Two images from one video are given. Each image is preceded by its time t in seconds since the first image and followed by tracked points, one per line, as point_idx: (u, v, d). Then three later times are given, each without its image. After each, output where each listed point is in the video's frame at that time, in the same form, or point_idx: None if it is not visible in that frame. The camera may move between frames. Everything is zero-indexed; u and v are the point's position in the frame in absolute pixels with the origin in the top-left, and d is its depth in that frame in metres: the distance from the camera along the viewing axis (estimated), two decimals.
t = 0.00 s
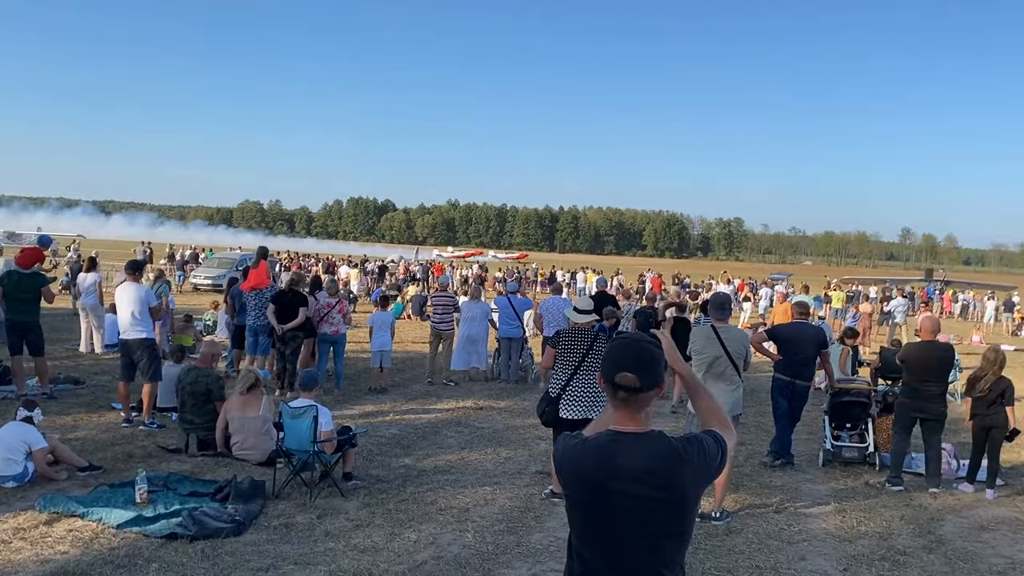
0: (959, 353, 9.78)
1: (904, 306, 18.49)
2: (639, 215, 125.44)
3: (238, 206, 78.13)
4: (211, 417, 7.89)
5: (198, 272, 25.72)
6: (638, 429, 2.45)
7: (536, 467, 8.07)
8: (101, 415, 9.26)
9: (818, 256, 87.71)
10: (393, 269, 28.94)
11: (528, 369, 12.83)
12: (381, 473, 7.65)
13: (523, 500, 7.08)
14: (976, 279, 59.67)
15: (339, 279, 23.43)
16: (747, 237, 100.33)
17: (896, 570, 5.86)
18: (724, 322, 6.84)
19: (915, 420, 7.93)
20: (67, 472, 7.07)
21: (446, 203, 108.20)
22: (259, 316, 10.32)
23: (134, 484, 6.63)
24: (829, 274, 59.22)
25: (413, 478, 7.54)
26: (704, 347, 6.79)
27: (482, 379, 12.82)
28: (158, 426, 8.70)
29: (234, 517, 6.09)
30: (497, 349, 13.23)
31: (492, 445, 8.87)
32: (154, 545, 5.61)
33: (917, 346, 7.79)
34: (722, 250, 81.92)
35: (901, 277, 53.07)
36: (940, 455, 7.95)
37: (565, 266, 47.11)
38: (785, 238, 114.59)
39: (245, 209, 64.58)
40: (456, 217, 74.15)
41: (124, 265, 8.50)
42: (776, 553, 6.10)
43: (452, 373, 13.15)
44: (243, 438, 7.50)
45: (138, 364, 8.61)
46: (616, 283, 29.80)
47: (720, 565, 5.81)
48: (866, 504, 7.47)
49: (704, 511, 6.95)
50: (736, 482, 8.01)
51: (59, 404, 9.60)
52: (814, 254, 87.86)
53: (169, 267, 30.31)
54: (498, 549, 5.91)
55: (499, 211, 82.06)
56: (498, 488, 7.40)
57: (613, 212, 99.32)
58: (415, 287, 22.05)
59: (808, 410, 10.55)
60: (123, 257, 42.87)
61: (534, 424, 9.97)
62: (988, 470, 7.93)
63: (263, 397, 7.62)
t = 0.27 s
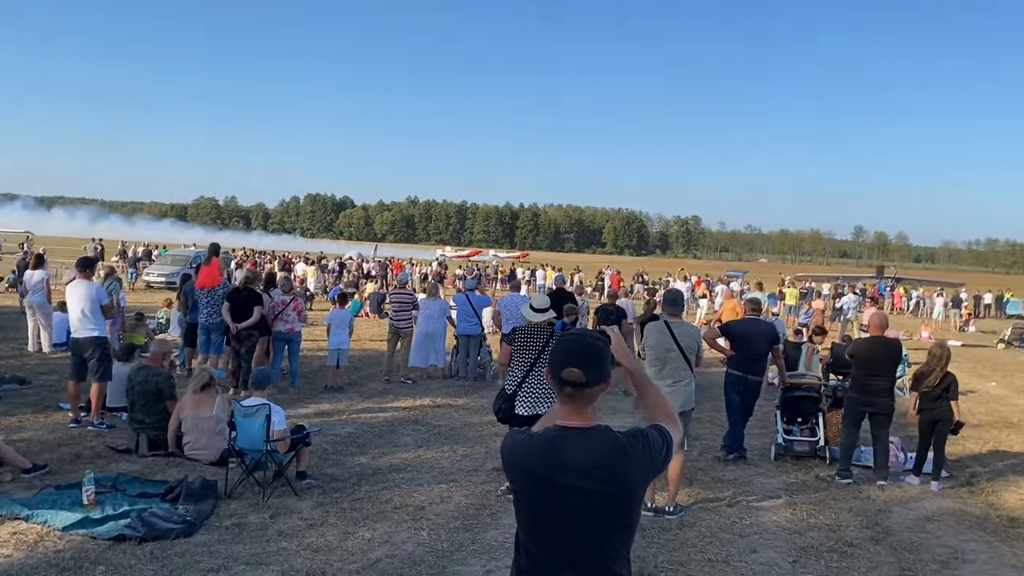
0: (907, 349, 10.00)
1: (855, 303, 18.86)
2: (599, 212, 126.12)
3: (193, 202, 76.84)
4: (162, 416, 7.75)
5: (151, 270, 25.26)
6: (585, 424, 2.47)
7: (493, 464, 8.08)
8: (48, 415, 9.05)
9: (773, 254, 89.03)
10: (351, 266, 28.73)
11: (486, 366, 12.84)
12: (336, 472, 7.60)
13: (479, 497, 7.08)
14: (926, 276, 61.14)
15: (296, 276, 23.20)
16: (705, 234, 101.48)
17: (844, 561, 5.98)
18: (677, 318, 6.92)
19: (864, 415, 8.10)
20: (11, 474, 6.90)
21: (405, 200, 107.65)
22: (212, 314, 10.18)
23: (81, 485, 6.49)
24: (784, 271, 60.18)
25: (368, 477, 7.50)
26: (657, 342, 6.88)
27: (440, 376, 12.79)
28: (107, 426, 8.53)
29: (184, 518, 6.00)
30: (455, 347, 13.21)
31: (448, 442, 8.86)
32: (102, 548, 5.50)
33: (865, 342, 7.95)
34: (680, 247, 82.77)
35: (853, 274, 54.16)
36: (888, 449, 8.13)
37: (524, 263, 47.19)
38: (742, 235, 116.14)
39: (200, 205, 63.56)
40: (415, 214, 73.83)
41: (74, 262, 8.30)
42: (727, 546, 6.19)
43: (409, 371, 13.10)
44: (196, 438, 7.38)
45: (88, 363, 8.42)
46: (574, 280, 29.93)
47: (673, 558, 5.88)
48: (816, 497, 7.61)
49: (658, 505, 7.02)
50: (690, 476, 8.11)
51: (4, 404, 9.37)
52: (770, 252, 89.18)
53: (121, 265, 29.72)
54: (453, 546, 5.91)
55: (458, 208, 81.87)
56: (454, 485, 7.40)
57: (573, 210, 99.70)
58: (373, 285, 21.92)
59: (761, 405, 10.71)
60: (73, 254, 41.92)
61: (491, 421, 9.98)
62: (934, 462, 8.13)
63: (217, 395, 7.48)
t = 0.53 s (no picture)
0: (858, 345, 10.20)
1: (810, 300, 19.19)
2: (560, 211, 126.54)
3: (148, 201, 75.49)
4: (114, 418, 7.60)
5: (104, 269, 24.78)
6: (533, 421, 2.47)
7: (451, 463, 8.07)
8: None
9: (732, 252, 90.13)
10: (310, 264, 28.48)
11: (446, 365, 12.81)
12: (292, 472, 7.53)
13: (437, 496, 7.07)
14: (880, 274, 62.36)
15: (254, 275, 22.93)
16: (666, 233, 102.36)
17: (796, 554, 6.08)
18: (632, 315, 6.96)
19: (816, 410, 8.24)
20: None
21: (366, 198, 106.99)
22: (166, 313, 10.02)
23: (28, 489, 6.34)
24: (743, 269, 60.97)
25: (325, 477, 7.44)
26: (613, 340, 6.91)
27: (399, 375, 12.74)
28: (57, 429, 8.35)
29: (135, 521, 5.90)
30: (415, 346, 13.16)
31: (406, 442, 8.83)
32: (49, 553, 5.38)
33: (818, 338, 8.09)
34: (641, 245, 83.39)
35: (809, 272, 55.05)
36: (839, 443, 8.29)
37: (485, 262, 47.18)
38: (701, 234, 117.36)
39: (156, 203, 62.48)
40: (376, 213, 73.40)
41: (26, 260, 8.10)
42: (682, 541, 6.25)
43: (368, 371, 13.03)
44: (149, 439, 7.23)
45: (37, 365, 8.24)
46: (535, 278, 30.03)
47: (629, 554, 5.93)
48: (769, 491, 7.72)
49: (614, 502, 7.08)
50: (647, 472, 8.17)
51: None
52: (728, 250, 90.37)
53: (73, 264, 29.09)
54: (410, 546, 5.89)
55: (420, 207, 81.56)
56: (411, 484, 7.37)
57: (534, 208, 99.89)
58: (332, 283, 21.75)
59: (717, 401, 10.84)
60: (23, 252, 40.92)
61: (449, 420, 9.96)
62: (884, 456, 8.30)
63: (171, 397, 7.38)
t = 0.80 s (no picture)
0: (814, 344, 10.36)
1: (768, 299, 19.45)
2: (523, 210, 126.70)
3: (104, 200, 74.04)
4: (64, 423, 7.44)
5: (57, 270, 24.25)
6: (484, 422, 2.46)
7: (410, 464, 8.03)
8: None
9: (694, 252, 91.01)
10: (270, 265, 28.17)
11: (406, 366, 12.74)
12: (249, 476, 7.44)
13: (396, 498, 7.02)
14: (836, 273, 63.42)
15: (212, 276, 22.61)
16: (628, 233, 103.06)
17: (751, 550, 6.15)
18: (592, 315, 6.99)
19: (772, 408, 8.35)
20: None
21: (327, 198, 106.14)
22: (119, 315, 9.85)
23: None
24: (703, 269, 61.65)
25: (282, 480, 7.37)
26: (571, 340, 6.93)
27: (360, 377, 12.64)
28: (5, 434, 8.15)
29: (86, 527, 5.78)
30: (375, 346, 13.07)
31: (366, 444, 8.76)
32: None
33: (773, 336, 8.19)
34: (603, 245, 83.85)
35: (768, 271, 55.80)
36: (795, 440, 8.41)
37: (448, 262, 47.08)
38: (663, 234, 118.34)
39: (111, 203, 61.33)
40: (338, 212, 72.85)
41: None
42: (640, 539, 6.29)
43: (328, 372, 12.91)
44: (101, 444, 7.06)
45: None
46: (497, 278, 30.04)
47: (587, 553, 5.94)
48: (727, 489, 7.80)
49: (573, 501, 7.10)
50: (606, 471, 8.21)
51: None
52: (689, 250, 91.25)
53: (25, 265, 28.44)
54: (367, 548, 5.85)
55: (382, 207, 81.11)
56: (370, 486, 7.32)
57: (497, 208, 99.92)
58: (292, 284, 21.52)
59: (676, 400, 10.93)
60: None
61: (409, 422, 9.92)
62: (838, 452, 8.44)
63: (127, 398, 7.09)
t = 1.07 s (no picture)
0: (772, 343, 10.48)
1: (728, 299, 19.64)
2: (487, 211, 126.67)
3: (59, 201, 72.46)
4: (11, 429, 7.25)
5: (8, 272, 23.67)
6: (434, 425, 2.44)
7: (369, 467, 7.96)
8: None
9: (656, 253, 91.73)
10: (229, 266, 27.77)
11: (367, 368, 12.64)
12: (204, 481, 7.31)
13: (354, 502, 6.95)
14: (795, 273, 64.36)
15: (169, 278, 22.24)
16: (591, 234, 103.54)
17: (709, 548, 6.19)
18: (552, 316, 6.97)
19: (730, 407, 8.42)
20: None
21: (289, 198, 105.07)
22: (70, 318, 9.61)
23: None
24: (665, 269, 62.18)
25: (238, 485, 7.25)
26: (531, 341, 6.90)
27: (320, 379, 12.50)
28: None
29: (33, 536, 5.63)
30: (335, 349, 12.94)
31: (324, 447, 8.66)
32: None
33: (731, 336, 8.27)
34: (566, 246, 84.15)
35: (729, 272, 56.44)
36: (753, 439, 8.49)
37: (411, 263, 46.83)
38: (625, 234, 119.12)
39: (66, 203, 60.05)
40: (299, 213, 72.18)
41: None
42: (600, 539, 6.30)
43: (287, 375, 12.75)
44: (50, 449, 6.88)
45: None
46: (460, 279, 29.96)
47: (546, 554, 5.94)
48: (686, 488, 7.84)
49: (533, 502, 7.09)
50: (567, 472, 8.21)
51: None
52: (651, 251, 91.95)
53: None
54: (325, 553, 5.78)
55: (344, 207, 80.45)
56: (328, 491, 7.24)
57: (460, 209, 99.70)
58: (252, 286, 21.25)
59: (637, 400, 10.98)
60: None
61: (369, 424, 9.83)
62: (795, 450, 8.54)
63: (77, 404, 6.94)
